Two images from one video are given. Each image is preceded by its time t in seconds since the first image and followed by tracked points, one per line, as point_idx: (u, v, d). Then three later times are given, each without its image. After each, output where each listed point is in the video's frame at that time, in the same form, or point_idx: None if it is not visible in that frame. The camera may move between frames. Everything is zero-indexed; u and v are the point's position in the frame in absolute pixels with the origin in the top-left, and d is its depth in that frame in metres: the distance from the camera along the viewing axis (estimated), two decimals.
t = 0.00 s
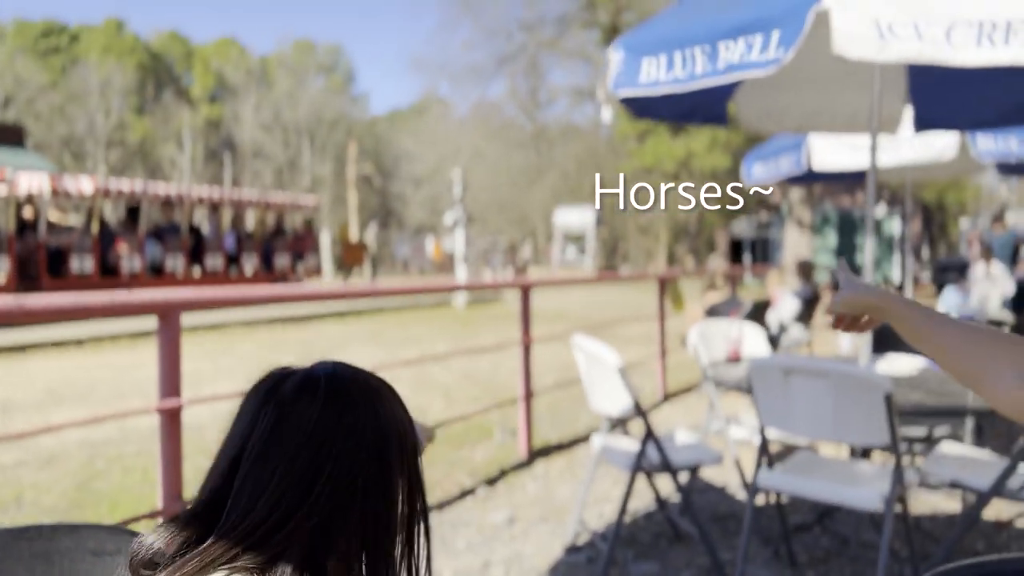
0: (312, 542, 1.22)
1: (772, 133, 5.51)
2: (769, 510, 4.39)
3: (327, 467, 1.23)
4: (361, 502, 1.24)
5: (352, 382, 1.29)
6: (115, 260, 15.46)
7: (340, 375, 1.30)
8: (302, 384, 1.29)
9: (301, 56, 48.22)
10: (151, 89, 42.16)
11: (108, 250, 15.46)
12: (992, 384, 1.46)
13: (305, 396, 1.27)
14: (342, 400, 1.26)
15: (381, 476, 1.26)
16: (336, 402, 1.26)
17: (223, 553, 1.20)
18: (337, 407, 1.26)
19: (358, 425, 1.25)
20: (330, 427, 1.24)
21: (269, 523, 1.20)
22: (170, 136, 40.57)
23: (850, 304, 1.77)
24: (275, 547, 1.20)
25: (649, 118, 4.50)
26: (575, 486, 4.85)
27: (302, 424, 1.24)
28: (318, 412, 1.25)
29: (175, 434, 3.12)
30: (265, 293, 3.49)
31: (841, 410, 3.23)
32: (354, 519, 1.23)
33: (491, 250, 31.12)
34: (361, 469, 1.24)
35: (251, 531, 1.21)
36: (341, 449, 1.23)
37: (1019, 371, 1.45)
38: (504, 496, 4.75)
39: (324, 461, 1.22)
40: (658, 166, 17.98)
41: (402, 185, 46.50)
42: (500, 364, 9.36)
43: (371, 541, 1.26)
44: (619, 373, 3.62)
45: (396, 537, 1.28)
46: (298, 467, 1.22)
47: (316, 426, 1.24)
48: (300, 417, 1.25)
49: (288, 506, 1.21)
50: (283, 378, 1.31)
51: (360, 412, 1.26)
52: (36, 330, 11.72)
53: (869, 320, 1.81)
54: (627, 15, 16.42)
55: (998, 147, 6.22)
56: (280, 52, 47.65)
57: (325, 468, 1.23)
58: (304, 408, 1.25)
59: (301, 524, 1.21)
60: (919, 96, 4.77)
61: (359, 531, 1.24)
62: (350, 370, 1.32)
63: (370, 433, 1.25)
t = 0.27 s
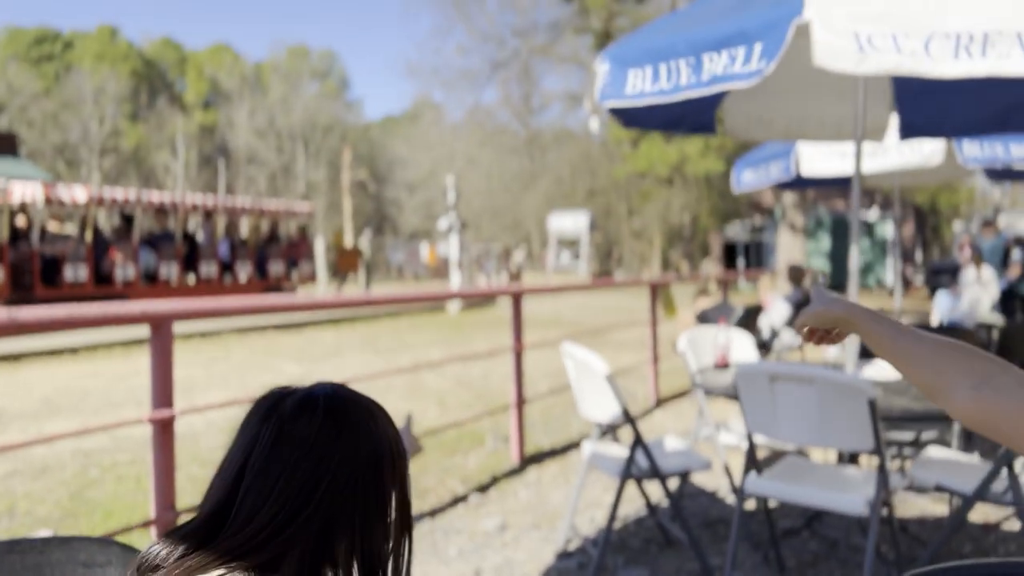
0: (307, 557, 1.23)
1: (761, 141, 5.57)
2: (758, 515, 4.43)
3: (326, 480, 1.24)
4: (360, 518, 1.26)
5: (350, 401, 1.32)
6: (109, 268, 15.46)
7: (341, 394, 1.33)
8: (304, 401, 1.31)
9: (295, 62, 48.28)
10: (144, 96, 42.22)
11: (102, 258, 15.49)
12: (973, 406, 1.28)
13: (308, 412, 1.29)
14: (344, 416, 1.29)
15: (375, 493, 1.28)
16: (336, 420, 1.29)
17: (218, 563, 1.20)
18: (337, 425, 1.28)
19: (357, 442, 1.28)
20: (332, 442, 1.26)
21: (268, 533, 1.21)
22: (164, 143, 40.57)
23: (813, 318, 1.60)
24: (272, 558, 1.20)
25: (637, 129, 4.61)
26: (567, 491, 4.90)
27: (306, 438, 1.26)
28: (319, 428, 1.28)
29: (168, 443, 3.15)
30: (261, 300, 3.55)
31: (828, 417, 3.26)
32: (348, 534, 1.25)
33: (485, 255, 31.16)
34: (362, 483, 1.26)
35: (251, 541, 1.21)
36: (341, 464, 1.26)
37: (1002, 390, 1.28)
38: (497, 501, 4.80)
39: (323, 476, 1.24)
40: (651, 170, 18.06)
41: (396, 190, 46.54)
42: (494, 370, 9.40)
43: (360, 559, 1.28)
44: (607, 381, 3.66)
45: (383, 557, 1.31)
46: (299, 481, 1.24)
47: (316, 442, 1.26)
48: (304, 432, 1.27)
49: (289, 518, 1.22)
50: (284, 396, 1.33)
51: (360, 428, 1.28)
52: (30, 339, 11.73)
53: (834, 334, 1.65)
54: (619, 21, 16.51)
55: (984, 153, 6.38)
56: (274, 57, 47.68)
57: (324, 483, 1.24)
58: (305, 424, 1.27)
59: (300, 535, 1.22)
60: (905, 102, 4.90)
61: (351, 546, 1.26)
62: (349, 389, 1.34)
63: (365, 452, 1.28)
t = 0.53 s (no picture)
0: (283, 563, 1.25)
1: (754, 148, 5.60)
2: (752, 521, 4.45)
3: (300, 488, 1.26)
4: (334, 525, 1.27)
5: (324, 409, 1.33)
6: (103, 276, 15.45)
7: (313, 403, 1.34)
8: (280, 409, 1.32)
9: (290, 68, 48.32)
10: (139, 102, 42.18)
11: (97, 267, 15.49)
12: (959, 421, 1.30)
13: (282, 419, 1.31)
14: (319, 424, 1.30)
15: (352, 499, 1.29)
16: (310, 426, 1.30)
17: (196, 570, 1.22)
18: (312, 431, 1.29)
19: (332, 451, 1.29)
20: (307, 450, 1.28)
21: (243, 541, 1.23)
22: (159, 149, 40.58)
23: (798, 333, 1.61)
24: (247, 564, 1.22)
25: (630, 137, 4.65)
26: (563, 497, 4.91)
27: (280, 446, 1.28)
28: (293, 437, 1.29)
29: (162, 455, 3.15)
30: (253, 309, 3.56)
31: (820, 423, 3.28)
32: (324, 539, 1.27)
33: (480, 261, 31.18)
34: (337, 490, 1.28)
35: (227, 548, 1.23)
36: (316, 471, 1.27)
37: (984, 404, 1.29)
38: (492, 508, 4.82)
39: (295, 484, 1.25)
40: (646, 175, 18.11)
41: (392, 196, 46.56)
42: (490, 376, 9.40)
43: (338, 565, 1.30)
44: (601, 388, 3.68)
45: (362, 562, 1.32)
46: (273, 489, 1.25)
47: (290, 449, 1.28)
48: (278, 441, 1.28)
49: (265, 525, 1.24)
50: (259, 404, 1.34)
51: (334, 435, 1.29)
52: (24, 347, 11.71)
53: (822, 347, 1.65)
54: (613, 27, 16.51)
55: (976, 157, 6.49)
56: (269, 64, 47.74)
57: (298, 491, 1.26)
58: (281, 431, 1.29)
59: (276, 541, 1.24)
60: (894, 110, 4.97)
61: (328, 552, 1.27)
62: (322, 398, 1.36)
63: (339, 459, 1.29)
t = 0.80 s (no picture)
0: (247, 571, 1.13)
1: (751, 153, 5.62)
2: (750, 525, 4.46)
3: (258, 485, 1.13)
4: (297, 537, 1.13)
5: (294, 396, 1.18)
6: (102, 282, 15.41)
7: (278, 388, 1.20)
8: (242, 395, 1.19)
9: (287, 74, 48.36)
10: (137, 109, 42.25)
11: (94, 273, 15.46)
12: (955, 423, 1.31)
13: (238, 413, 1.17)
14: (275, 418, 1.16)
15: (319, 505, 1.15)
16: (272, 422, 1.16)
17: None
18: (274, 426, 1.15)
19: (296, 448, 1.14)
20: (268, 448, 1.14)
21: (203, 557, 1.12)
22: (157, 156, 40.60)
23: (794, 337, 1.62)
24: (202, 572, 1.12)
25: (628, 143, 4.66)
26: (562, 503, 4.90)
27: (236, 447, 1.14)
28: (253, 437, 1.14)
29: (161, 461, 3.14)
30: (253, 315, 3.57)
31: (817, 427, 3.30)
32: (290, 548, 1.14)
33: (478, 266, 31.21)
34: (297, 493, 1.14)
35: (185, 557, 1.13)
36: (270, 477, 1.13)
37: (979, 407, 1.31)
38: (491, 514, 4.81)
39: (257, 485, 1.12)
40: (643, 180, 18.17)
41: (389, 202, 46.63)
42: (488, 382, 9.40)
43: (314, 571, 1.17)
44: (599, 393, 3.69)
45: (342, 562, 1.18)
46: (226, 502, 1.13)
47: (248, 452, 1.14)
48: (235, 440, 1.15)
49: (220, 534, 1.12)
50: (228, 393, 1.20)
51: (297, 432, 1.15)
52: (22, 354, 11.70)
53: (817, 352, 1.65)
54: (609, 34, 16.56)
55: (970, 162, 6.55)
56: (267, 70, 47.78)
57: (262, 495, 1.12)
58: (242, 426, 1.15)
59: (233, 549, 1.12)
60: (891, 116, 5.00)
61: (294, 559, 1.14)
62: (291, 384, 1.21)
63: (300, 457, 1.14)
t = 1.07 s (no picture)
0: (175, 544, 1.45)
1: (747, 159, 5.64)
2: (747, 530, 4.46)
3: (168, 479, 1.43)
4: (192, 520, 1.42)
5: (212, 404, 1.47)
6: (98, 290, 15.38)
7: (195, 394, 1.49)
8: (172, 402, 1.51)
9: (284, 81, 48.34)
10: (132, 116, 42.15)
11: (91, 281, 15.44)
12: (945, 426, 1.32)
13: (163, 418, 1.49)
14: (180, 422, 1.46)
15: (210, 498, 1.41)
16: (186, 426, 1.45)
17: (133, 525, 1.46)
18: (215, 410, 1.46)
19: (198, 449, 1.43)
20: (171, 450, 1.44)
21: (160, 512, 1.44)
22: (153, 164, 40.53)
23: (784, 342, 1.62)
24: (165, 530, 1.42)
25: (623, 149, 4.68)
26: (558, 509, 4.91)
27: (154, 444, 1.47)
28: (170, 441, 1.45)
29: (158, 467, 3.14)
30: (249, 322, 3.58)
31: (814, 432, 3.30)
32: (219, 509, 1.42)
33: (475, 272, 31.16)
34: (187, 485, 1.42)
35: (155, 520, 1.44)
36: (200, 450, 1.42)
37: (970, 410, 1.32)
38: (488, 520, 4.81)
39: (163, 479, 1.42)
40: (640, 187, 18.17)
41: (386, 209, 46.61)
42: (485, 388, 9.39)
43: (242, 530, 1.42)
44: (597, 399, 3.68)
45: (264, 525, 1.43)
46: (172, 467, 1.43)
47: (165, 453, 1.45)
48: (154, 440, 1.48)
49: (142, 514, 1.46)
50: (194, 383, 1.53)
51: (226, 415, 1.44)
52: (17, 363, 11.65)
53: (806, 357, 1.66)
54: (605, 40, 16.52)
55: (964, 167, 6.59)
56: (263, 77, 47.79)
57: (175, 486, 1.43)
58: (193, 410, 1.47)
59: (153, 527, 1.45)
60: (885, 122, 5.03)
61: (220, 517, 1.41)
62: (207, 390, 1.49)
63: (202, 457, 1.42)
